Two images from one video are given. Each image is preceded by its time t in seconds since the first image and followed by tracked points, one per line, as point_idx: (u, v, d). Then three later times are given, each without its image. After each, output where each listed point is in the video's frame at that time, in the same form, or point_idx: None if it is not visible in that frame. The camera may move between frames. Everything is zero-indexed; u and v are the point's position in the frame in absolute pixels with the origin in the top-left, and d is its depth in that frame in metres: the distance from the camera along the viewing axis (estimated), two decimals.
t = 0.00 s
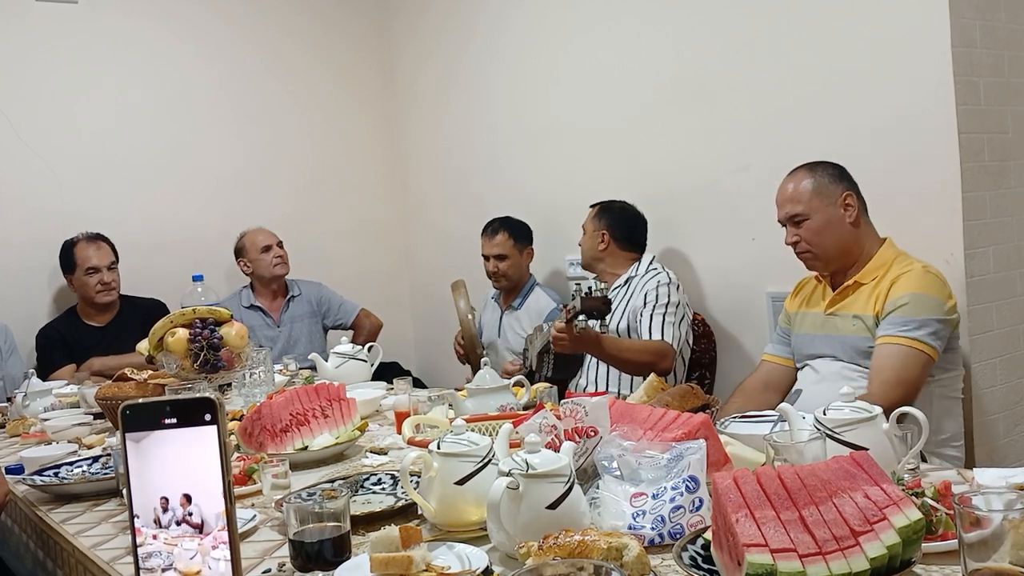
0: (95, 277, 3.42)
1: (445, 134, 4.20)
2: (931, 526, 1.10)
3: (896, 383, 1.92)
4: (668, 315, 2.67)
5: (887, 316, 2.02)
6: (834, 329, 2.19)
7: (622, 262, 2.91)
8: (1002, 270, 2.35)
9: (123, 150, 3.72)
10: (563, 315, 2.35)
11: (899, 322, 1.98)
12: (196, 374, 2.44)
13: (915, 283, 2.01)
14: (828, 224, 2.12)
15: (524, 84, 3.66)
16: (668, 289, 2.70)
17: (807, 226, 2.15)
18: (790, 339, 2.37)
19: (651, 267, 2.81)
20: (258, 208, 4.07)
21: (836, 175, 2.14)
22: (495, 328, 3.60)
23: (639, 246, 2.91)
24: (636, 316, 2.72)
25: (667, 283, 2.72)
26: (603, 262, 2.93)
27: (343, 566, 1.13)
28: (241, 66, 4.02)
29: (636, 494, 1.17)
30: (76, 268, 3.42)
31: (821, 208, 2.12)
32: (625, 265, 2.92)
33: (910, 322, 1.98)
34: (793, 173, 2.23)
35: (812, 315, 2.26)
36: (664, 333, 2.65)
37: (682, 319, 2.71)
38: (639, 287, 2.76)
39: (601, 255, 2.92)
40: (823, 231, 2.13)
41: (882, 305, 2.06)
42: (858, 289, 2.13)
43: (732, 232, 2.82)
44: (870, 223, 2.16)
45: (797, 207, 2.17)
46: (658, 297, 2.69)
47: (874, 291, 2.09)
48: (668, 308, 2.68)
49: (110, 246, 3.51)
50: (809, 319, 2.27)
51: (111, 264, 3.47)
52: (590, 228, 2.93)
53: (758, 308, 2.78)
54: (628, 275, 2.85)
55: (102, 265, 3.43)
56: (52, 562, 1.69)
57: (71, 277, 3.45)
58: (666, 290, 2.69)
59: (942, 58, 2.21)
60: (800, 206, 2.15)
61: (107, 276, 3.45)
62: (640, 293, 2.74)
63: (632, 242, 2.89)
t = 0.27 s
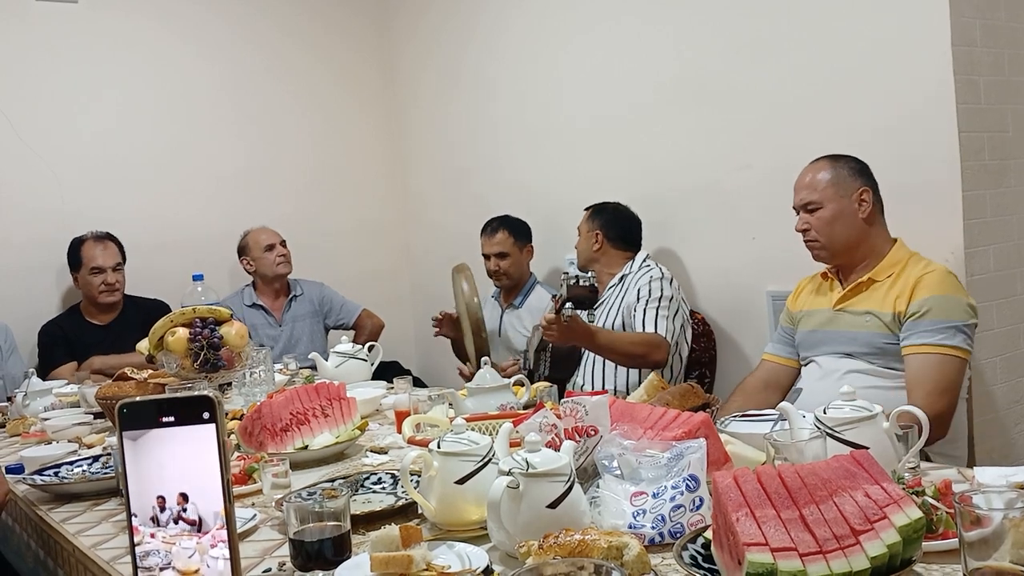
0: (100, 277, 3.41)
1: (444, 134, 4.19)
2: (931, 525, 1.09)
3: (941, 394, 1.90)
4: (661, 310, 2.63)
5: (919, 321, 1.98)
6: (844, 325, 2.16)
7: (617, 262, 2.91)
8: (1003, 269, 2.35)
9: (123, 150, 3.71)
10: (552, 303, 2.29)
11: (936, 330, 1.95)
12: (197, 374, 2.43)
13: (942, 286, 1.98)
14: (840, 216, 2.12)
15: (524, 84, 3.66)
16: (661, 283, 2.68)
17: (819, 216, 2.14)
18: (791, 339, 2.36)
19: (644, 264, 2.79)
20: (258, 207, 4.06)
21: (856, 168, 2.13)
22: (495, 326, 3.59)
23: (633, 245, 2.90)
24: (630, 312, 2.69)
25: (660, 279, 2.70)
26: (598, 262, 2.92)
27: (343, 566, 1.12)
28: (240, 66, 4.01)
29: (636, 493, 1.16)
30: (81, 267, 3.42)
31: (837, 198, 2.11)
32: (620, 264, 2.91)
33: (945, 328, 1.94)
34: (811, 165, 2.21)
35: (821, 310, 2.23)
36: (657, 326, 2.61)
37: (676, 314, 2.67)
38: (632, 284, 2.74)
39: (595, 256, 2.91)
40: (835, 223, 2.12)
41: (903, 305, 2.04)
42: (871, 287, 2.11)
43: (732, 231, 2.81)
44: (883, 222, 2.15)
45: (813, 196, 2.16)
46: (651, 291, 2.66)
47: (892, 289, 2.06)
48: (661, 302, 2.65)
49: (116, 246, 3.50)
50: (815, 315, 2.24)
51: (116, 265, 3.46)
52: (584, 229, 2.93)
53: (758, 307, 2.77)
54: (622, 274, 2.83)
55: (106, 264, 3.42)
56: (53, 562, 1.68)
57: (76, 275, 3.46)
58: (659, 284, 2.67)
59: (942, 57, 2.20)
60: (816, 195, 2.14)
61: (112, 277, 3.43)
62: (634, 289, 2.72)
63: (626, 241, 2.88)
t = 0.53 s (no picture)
0: (107, 278, 3.41)
1: (444, 134, 4.19)
2: (931, 524, 1.09)
3: (943, 391, 1.90)
4: (658, 306, 2.63)
5: (924, 318, 1.97)
6: (848, 321, 2.16)
7: (614, 262, 2.90)
8: (1003, 268, 2.35)
9: (123, 150, 3.71)
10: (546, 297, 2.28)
11: (941, 327, 1.94)
12: (197, 373, 2.42)
13: (949, 284, 1.98)
14: (852, 210, 2.10)
15: (524, 83, 3.65)
16: (659, 281, 2.67)
17: (831, 207, 2.12)
18: (793, 338, 2.35)
19: (640, 261, 2.78)
20: (258, 207, 4.06)
21: (873, 165, 2.11)
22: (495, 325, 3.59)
23: (631, 245, 2.90)
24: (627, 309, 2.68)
25: (657, 276, 2.69)
26: (596, 262, 2.92)
27: (343, 566, 1.12)
28: (240, 66, 4.00)
29: (636, 493, 1.16)
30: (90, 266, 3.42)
31: (851, 192, 2.09)
32: (617, 263, 2.90)
33: (951, 326, 1.94)
34: (829, 157, 2.19)
35: (825, 306, 2.22)
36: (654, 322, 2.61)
37: (672, 312, 2.67)
38: (628, 282, 2.73)
39: (594, 254, 2.90)
40: (846, 217, 2.10)
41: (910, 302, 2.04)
42: (877, 284, 2.11)
43: (732, 231, 2.81)
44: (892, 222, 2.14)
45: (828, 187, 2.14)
46: (647, 288, 2.65)
47: (898, 286, 2.06)
48: (658, 298, 2.64)
49: (128, 249, 3.50)
50: (818, 312, 2.24)
51: (124, 268, 3.46)
52: (582, 229, 2.92)
53: (758, 307, 2.77)
54: (619, 272, 2.82)
55: (114, 266, 3.42)
56: (54, 563, 1.68)
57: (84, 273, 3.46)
58: (655, 281, 2.66)
59: (942, 56, 2.19)
60: (830, 187, 2.12)
61: (118, 279, 3.44)
62: (630, 287, 2.71)
63: (624, 241, 2.88)
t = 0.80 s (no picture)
0: (112, 278, 3.44)
1: (444, 134, 4.21)
2: (931, 525, 1.11)
3: (938, 389, 1.92)
4: (656, 304, 2.65)
5: (917, 316, 2.00)
6: (844, 322, 2.18)
7: (614, 262, 2.92)
8: (1003, 268, 2.37)
9: (124, 151, 3.74)
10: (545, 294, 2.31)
11: (934, 325, 1.97)
12: (197, 374, 2.44)
13: (944, 281, 2.00)
14: (855, 212, 2.12)
15: (524, 84, 3.68)
16: (657, 279, 2.69)
17: (835, 206, 2.14)
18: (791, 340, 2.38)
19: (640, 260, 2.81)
20: (259, 207, 4.09)
21: (880, 171, 2.13)
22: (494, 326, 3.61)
23: (631, 245, 2.92)
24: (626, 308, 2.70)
25: (655, 275, 2.72)
26: (595, 262, 2.94)
27: (343, 566, 1.14)
28: (241, 66, 4.03)
29: (636, 494, 1.18)
30: (97, 265, 3.46)
31: (856, 194, 2.11)
32: (616, 263, 2.92)
33: (944, 324, 1.96)
34: (836, 155, 2.20)
35: (821, 309, 2.25)
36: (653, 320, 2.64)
37: (671, 310, 2.69)
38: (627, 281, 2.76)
39: (593, 255, 2.92)
40: (849, 217, 2.12)
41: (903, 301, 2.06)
42: (871, 285, 2.13)
43: (732, 231, 2.83)
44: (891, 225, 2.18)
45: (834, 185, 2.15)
46: (646, 286, 2.68)
47: (892, 285, 2.09)
48: (656, 297, 2.67)
49: (136, 251, 3.53)
50: (814, 314, 2.27)
51: (130, 269, 3.48)
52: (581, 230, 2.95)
53: (758, 307, 2.79)
54: (619, 272, 2.85)
55: (120, 267, 3.45)
56: (55, 563, 1.70)
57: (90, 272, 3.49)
58: (653, 280, 2.69)
59: (942, 56, 2.22)
60: (836, 186, 2.14)
61: (122, 279, 3.45)
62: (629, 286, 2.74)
63: (623, 241, 2.90)
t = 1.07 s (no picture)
0: (111, 278, 3.45)
1: (444, 134, 4.23)
2: (931, 525, 1.12)
3: (936, 386, 1.94)
4: (656, 306, 2.66)
5: (906, 318, 2.03)
6: (836, 325, 2.19)
7: (614, 263, 2.93)
8: (1003, 269, 2.38)
9: (124, 151, 3.75)
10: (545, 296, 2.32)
11: (925, 324, 1.99)
12: (197, 375, 2.45)
13: (931, 280, 2.02)
14: (852, 217, 2.12)
15: (524, 84, 3.69)
16: (657, 280, 2.70)
17: (832, 211, 2.14)
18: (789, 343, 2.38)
19: (639, 262, 2.81)
20: (259, 207, 4.10)
21: (878, 177, 2.14)
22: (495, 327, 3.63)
23: (631, 246, 2.93)
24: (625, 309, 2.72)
25: (655, 277, 2.72)
26: (594, 263, 2.95)
27: (344, 567, 1.15)
28: (241, 66, 4.04)
29: (636, 494, 1.19)
30: (97, 266, 3.47)
31: (855, 200, 2.11)
32: (616, 264, 2.93)
33: (934, 322, 1.99)
34: (834, 158, 2.20)
35: (813, 313, 2.26)
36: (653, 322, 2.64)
37: (671, 312, 2.70)
38: (627, 283, 2.77)
39: (593, 256, 2.93)
40: (846, 222, 2.13)
41: (891, 302, 2.08)
42: (861, 287, 2.14)
43: (732, 231, 2.84)
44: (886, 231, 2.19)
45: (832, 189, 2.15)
46: (645, 288, 2.68)
47: (880, 287, 2.10)
48: (656, 298, 2.67)
49: (136, 253, 3.54)
50: (806, 317, 2.28)
51: (129, 270, 3.48)
52: (580, 230, 2.96)
53: (758, 308, 2.80)
54: (618, 273, 2.86)
55: (120, 269, 3.45)
56: (55, 563, 1.71)
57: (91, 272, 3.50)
58: (653, 281, 2.69)
59: (942, 56, 2.23)
60: (835, 190, 2.13)
61: (121, 280, 3.46)
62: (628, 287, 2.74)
63: (622, 242, 2.91)
